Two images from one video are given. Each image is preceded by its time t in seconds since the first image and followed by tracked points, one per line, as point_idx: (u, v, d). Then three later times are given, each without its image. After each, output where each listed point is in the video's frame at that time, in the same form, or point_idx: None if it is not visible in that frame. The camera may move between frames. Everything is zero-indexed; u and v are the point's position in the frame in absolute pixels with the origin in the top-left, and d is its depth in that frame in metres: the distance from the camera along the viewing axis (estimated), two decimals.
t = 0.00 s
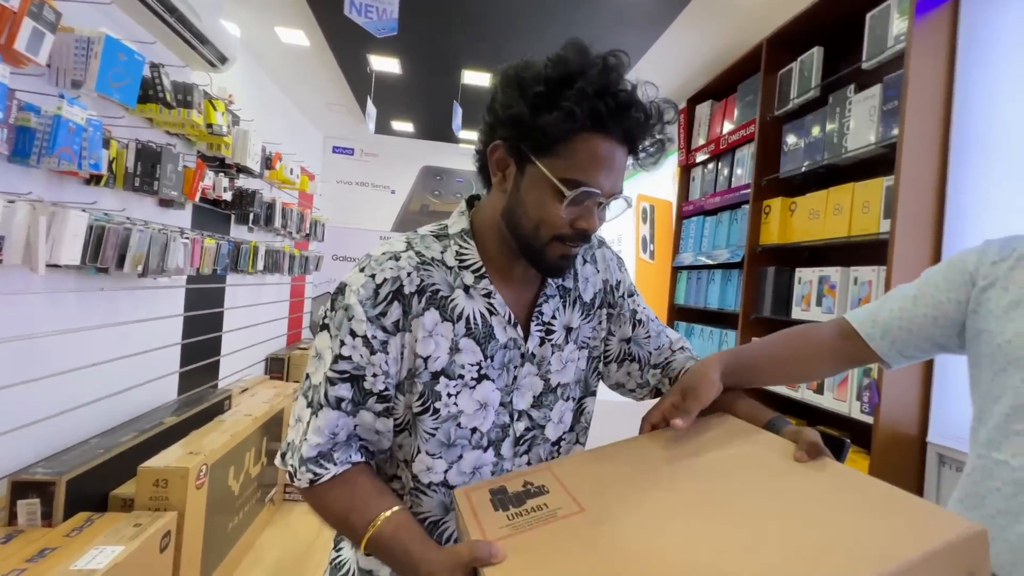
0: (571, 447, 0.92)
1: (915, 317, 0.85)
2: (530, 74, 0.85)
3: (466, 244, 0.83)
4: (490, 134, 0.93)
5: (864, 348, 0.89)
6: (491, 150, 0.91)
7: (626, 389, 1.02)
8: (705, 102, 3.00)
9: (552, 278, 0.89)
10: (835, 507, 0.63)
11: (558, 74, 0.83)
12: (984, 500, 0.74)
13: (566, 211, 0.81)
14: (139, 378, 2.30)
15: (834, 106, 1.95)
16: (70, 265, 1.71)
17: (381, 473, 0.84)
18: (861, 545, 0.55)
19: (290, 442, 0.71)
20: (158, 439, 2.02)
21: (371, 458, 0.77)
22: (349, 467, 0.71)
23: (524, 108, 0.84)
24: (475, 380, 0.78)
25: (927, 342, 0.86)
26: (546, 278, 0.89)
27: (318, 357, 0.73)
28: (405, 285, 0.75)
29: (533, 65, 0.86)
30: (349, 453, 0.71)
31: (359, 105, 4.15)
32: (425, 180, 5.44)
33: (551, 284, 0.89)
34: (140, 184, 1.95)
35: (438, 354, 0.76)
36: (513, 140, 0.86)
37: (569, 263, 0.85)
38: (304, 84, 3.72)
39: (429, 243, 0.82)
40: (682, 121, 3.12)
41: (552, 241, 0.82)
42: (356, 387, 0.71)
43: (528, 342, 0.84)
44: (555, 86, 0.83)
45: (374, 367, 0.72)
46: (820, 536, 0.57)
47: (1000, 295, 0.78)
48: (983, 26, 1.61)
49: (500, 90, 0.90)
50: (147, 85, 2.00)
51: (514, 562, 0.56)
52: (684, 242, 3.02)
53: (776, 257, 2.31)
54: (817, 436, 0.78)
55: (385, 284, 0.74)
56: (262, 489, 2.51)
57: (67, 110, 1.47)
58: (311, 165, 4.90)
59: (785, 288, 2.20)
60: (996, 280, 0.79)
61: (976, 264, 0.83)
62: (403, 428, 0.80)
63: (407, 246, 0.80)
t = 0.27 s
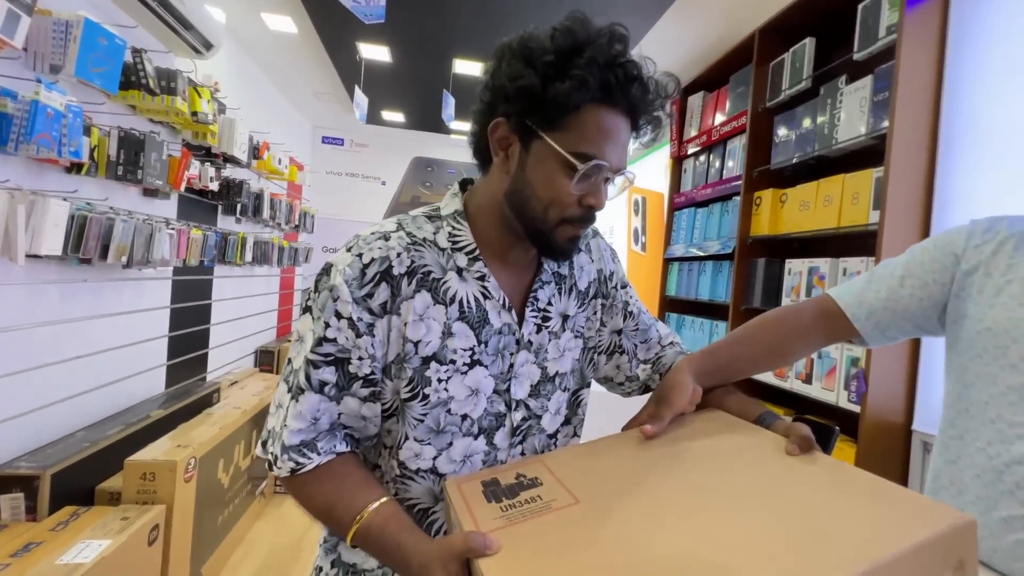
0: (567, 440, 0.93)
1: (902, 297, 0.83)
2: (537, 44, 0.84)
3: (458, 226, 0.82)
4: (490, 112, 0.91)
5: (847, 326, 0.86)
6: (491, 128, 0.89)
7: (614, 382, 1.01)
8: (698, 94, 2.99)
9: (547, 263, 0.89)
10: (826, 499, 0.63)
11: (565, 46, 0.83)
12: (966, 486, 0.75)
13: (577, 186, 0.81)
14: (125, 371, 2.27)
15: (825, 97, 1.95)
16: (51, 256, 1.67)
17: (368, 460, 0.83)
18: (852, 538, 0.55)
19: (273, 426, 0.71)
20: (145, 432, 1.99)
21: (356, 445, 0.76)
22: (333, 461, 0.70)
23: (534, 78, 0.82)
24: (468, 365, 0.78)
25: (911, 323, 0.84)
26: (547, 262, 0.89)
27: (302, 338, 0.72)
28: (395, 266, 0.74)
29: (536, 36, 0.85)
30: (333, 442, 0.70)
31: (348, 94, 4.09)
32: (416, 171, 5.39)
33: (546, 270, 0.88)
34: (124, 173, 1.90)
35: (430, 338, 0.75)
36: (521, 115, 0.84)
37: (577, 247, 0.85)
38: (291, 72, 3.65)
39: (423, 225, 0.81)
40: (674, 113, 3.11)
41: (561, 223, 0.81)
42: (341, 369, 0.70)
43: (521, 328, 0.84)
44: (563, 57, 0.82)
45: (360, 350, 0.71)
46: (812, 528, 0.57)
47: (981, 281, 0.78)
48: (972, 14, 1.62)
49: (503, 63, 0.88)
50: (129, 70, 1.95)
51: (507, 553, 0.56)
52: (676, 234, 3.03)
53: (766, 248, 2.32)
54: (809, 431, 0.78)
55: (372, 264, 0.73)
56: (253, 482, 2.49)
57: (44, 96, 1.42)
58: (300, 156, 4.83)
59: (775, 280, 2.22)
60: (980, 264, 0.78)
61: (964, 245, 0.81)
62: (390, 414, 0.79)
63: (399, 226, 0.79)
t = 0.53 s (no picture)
0: (554, 431, 0.93)
1: (889, 284, 0.83)
2: (528, 32, 0.83)
3: (449, 220, 0.81)
4: (483, 106, 0.90)
5: (833, 312, 0.85)
6: (483, 119, 0.88)
7: (603, 374, 1.01)
8: (693, 85, 2.98)
9: (537, 255, 0.89)
10: (815, 488, 0.63)
11: (557, 33, 0.83)
12: (954, 475, 0.76)
13: (573, 176, 0.81)
14: (116, 365, 2.24)
15: (820, 89, 1.95)
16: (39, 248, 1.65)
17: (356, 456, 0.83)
18: (842, 525, 0.56)
19: (261, 420, 0.70)
20: (137, 426, 1.98)
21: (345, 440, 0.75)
22: (320, 459, 0.69)
23: (528, 65, 0.82)
24: (458, 358, 0.77)
25: (897, 308, 0.84)
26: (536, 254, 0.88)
27: (291, 332, 0.71)
28: (386, 260, 0.73)
29: (526, 25, 0.85)
30: (322, 439, 0.69)
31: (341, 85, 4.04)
32: (410, 163, 5.35)
33: (536, 263, 0.88)
34: (112, 164, 1.87)
35: (421, 332, 0.75)
36: (514, 105, 0.84)
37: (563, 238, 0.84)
38: (282, 62, 3.60)
39: (412, 217, 0.80)
40: (670, 105, 3.10)
41: (556, 210, 0.81)
42: (331, 363, 0.69)
43: (511, 321, 0.83)
44: (555, 44, 0.82)
45: (350, 344, 0.70)
46: (802, 517, 0.57)
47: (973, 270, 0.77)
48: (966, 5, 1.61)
49: (494, 52, 0.87)
50: (116, 59, 1.92)
51: (497, 551, 0.55)
52: (670, 226, 3.03)
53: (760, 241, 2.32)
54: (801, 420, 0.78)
55: (364, 258, 0.72)
56: (247, 476, 2.48)
57: (28, 84, 1.39)
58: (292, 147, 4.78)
59: (768, 272, 2.22)
60: (972, 252, 0.77)
61: (955, 231, 0.80)
62: (379, 409, 0.78)
63: (389, 219, 0.78)
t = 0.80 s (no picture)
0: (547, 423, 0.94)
1: (868, 276, 0.84)
2: (512, 28, 0.85)
3: (440, 220, 0.82)
4: (470, 103, 0.91)
5: (815, 305, 0.87)
6: (471, 117, 0.89)
7: (597, 366, 1.02)
8: (690, 80, 2.98)
9: (529, 251, 0.89)
10: (791, 461, 0.63)
11: (539, 27, 0.84)
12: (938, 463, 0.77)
13: (564, 163, 0.82)
14: (113, 359, 2.24)
15: (815, 84, 1.95)
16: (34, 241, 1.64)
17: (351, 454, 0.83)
18: (818, 497, 0.56)
19: (255, 422, 0.70)
20: (134, 420, 1.98)
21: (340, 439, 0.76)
22: (308, 459, 0.69)
23: (513, 60, 0.83)
24: (451, 356, 0.78)
25: (877, 300, 0.86)
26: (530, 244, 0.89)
27: (284, 335, 0.72)
28: (377, 263, 0.74)
29: (508, 23, 0.87)
30: (315, 439, 0.70)
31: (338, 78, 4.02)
32: (407, 158, 5.34)
33: (528, 260, 0.88)
34: (107, 157, 1.86)
35: (413, 332, 0.76)
36: (502, 100, 0.85)
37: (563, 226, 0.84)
38: (278, 56, 3.58)
39: (403, 218, 0.80)
40: (666, 100, 3.10)
41: (551, 199, 0.81)
42: (325, 365, 0.70)
43: (502, 318, 0.84)
44: (537, 38, 0.83)
45: (343, 346, 0.71)
46: (776, 493, 0.57)
47: (954, 262, 0.79)
48: None
49: (478, 52, 0.89)
50: (111, 52, 1.91)
51: (483, 547, 0.54)
52: (667, 221, 3.03)
53: (755, 235, 2.34)
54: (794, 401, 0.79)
55: (355, 261, 0.73)
56: (245, 470, 2.49)
57: (22, 76, 1.39)
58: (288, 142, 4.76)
59: (763, 267, 2.24)
60: (952, 243, 0.79)
61: (934, 222, 0.82)
62: (375, 408, 0.79)
63: (380, 221, 0.79)
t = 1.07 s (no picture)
0: (545, 417, 0.98)
1: (840, 275, 0.88)
2: (499, 42, 0.89)
3: (442, 227, 0.85)
4: (465, 115, 0.95)
5: (790, 303, 0.91)
6: (467, 128, 0.93)
7: (591, 363, 1.07)
8: (686, 81, 3.03)
9: (527, 255, 0.93)
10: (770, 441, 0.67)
11: (526, 40, 0.88)
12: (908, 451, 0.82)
13: (558, 166, 0.86)
14: (118, 356, 2.28)
15: (807, 87, 2.00)
16: (43, 240, 1.68)
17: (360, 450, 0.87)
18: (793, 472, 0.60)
19: (270, 420, 0.74)
20: (140, 415, 2.02)
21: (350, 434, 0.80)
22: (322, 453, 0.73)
23: (506, 73, 0.87)
24: (454, 356, 0.82)
25: (848, 298, 0.90)
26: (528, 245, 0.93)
27: (297, 338, 0.75)
28: (385, 270, 0.78)
29: (497, 38, 0.91)
30: (328, 434, 0.74)
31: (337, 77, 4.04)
32: (406, 156, 5.37)
33: (526, 263, 0.92)
34: (113, 157, 1.89)
35: (419, 334, 0.80)
36: (496, 110, 0.89)
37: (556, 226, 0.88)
38: (278, 55, 3.61)
39: (407, 225, 0.84)
40: (663, 100, 3.15)
41: (542, 200, 0.85)
42: (337, 367, 0.74)
43: (503, 319, 0.88)
44: (526, 51, 0.87)
45: (354, 348, 0.75)
46: (754, 472, 0.61)
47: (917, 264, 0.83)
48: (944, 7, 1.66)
49: (470, 67, 0.93)
50: (116, 53, 1.94)
51: (487, 529, 0.58)
52: (663, 220, 3.08)
53: (749, 234, 2.39)
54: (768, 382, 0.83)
55: (365, 267, 0.77)
56: (247, 465, 2.53)
57: (33, 79, 1.42)
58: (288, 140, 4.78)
59: (756, 265, 2.29)
60: (915, 246, 0.83)
61: (899, 226, 0.86)
62: (383, 405, 0.83)
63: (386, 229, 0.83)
